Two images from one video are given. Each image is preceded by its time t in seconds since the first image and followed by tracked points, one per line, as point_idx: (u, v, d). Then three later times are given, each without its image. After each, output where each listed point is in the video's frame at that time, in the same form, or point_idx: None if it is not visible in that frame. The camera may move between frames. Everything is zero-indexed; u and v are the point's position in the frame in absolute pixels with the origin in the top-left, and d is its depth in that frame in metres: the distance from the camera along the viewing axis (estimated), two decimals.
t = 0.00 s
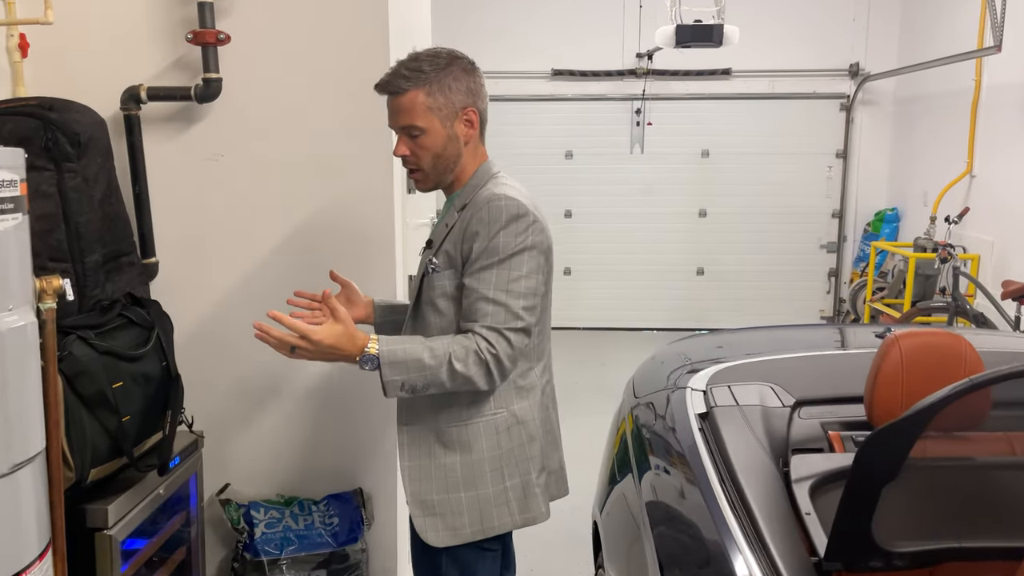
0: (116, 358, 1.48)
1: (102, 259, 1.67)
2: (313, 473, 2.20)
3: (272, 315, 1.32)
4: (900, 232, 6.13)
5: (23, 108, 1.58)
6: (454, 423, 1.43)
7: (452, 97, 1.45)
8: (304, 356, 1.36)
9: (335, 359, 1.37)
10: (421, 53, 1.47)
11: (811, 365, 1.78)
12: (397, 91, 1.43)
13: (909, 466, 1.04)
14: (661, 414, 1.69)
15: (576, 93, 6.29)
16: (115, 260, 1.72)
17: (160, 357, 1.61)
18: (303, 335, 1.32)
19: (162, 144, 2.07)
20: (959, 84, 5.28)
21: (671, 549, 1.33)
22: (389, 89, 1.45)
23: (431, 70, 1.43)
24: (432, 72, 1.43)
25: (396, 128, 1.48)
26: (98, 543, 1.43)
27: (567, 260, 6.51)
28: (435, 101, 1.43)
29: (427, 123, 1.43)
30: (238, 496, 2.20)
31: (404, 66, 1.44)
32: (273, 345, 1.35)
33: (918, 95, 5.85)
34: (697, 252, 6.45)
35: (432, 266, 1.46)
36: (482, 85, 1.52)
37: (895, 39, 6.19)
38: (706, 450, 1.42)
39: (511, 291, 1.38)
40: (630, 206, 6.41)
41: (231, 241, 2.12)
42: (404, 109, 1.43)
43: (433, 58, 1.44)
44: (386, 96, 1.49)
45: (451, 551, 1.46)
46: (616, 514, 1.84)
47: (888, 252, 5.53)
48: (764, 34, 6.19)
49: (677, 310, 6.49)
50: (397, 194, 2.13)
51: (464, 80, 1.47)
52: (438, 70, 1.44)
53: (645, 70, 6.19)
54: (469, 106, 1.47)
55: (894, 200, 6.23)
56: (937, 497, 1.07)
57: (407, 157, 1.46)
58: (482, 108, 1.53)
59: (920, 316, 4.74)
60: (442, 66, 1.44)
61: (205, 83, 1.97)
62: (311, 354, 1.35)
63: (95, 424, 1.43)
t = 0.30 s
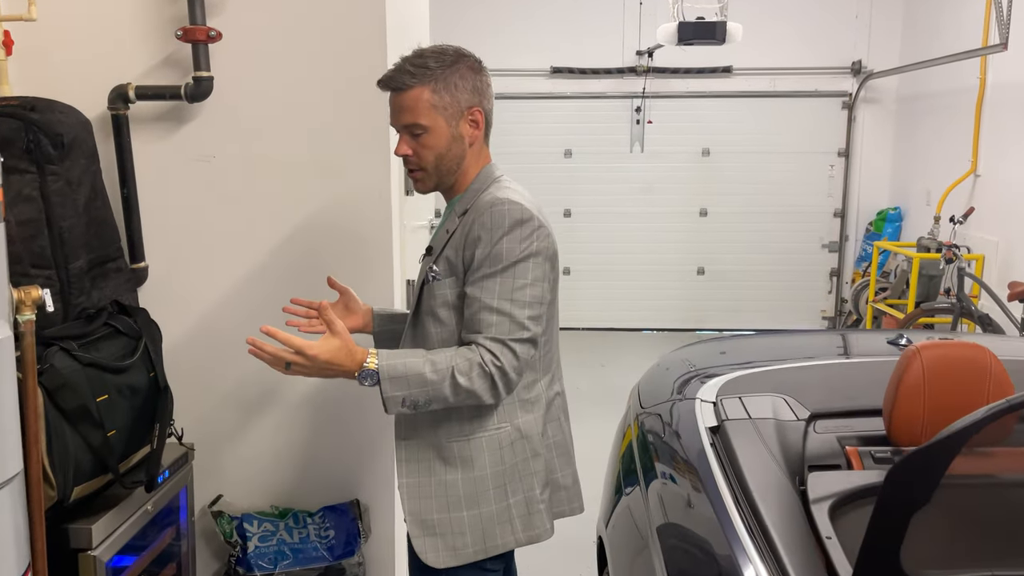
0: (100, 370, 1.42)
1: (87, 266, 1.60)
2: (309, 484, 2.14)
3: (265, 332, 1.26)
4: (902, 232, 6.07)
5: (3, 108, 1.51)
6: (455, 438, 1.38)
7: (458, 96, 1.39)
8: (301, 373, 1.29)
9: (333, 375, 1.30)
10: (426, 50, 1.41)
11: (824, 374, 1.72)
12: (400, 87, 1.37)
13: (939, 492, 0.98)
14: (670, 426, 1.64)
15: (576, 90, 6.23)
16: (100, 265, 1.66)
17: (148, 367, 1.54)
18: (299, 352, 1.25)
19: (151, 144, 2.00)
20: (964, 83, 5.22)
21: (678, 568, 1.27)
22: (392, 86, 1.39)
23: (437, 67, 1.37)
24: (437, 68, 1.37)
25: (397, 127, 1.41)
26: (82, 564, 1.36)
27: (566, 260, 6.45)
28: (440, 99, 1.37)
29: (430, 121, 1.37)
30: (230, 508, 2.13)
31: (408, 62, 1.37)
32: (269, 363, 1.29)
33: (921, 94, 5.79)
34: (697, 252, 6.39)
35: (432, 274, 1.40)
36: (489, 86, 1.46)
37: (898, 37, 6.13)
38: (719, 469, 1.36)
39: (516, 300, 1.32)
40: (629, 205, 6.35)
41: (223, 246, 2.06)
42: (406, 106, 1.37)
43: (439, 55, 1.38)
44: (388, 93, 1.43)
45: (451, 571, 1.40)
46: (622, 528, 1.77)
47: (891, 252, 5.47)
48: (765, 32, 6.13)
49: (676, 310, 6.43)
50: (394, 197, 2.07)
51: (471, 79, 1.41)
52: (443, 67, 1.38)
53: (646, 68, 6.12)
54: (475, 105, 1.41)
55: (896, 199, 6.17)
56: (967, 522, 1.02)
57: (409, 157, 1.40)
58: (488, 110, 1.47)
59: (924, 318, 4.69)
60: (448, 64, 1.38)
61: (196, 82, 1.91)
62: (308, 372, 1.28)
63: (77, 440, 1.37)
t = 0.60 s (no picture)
0: (84, 379, 1.36)
1: (72, 270, 1.55)
2: (304, 493, 2.09)
3: (250, 340, 1.21)
4: (905, 231, 6.02)
5: None
6: (451, 452, 1.32)
7: (466, 92, 1.33)
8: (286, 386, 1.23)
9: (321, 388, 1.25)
10: (436, 42, 1.35)
11: (835, 381, 1.66)
12: (406, 78, 1.31)
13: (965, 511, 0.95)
14: (677, 437, 1.58)
15: (576, 88, 6.16)
16: (85, 270, 1.60)
17: (135, 376, 1.48)
18: (287, 361, 1.19)
19: (140, 144, 1.94)
20: (968, 80, 5.17)
21: None
22: (397, 77, 1.32)
23: (447, 61, 1.31)
24: (446, 62, 1.31)
25: (399, 120, 1.35)
26: None
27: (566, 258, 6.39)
28: (447, 94, 1.31)
29: (436, 116, 1.31)
30: (223, 518, 2.08)
31: (415, 53, 1.31)
32: (253, 374, 1.23)
33: (925, 91, 5.73)
34: (699, 251, 6.34)
35: (428, 280, 1.34)
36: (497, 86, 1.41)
37: (901, 34, 6.07)
38: (731, 485, 1.30)
39: (514, 309, 1.26)
40: (629, 204, 6.30)
41: (215, 248, 2.00)
42: (411, 99, 1.31)
43: (448, 48, 1.32)
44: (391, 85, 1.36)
45: None
46: (627, 541, 1.72)
47: (894, 251, 5.42)
48: (767, 28, 6.07)
49: (677, 309, 6.38)
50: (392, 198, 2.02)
51: (480, 76, 1.35)
52: (453, 61, 1.32)
53: (646, 65, 6.06)
54: (483, 103, 1.35)
55: (899, 198, 6.12)
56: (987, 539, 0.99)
57: (410, 152, 1.33)
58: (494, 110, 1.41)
59: (928, 317, 4.64)
60: (458, 58, 1.33)
61: (186, 79, 1.85)
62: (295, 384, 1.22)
63: (61, 454, 1.31)
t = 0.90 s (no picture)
0: (72, 389, 1.31)
1: (60, 274, 1.50)
2: (301, 500, 2.04)
3: (264, 291, 1.19)
4: (909, 229, 5.97)
5: None
6: (450, 465, 1.28)
7: (484, 89, 1.29)
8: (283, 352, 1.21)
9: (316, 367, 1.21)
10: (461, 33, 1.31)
11: (846, 386, 1.62)
12: (426, 63, 1.26)
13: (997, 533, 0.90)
14: (684, 445, 1.54)
15: (576, 85, 6.11)
16: (75, 274, 1.55)
17: (126, 384, 1.43)
18: (290, 326, 1.17)
19: (132, 143, 1.89)
20: (973, 77, 5.12)
21: None
22: (417, 58, 1.27)
23: (471, 53, 1.27)
24: (469, 54, 1.27)
25: (410, 104, 1.29)
26: None
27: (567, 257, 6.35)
28: (466, 86, 1.27)
29: (451, 106, 1.26)
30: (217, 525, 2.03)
31: (439, 38, 1.27)
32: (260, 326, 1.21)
33: (929, 88, 5.68)
34: (701, 249, 6.29)
35: (427, 286, 1.29)
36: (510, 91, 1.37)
37: (904, 30, 6.02)
38: (743, 500, 1.25)
39: (515, 318, 1.21)
40: (630, 202, 6.25)
41: (210, 250, 1.95)
42: (427, 85, 1.26)
43: (472, 42, 1.28)
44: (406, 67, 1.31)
45: None
46: (632, 550, 1.68)
47: (897, 249, 5.38)
48: (769, 24, 6.01)
49: (679, 308, 6.34)
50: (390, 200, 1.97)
51: (499, 75, 1.31)
52: (476, 54, 1.28)
53: (648, 62, 6.01)
54: (497, 104, 1.32)
55: (902, 196, 6.07)
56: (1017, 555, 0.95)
57: (417, 139, 1.27)
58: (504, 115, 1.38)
59: (933, 317, 4.59)
60: (481, 53, 1.29)
61: (179, 77, 1.80)
62: (291, 354, 1.20)
63: (47, 467, 1.26)
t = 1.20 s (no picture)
0: (59, 395, 1.27)
1: (50, 276, 1.46)
2: (298, 506, 2.00)
3: (244, 356, 1.12)
4: (911, 227, 5.92)
5: None
6: (456, 478, 1.24)
7: (491, 88, 1.25)
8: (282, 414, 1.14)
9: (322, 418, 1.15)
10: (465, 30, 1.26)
11: (854, 390, 1.58)
12: (434, 62, 1.21)
13: None
14: (690, 453, 1.50)
15: (577, 81, 6.07)
16: (66, 276, 1.52)
17: (117, 390, 1.40)
18: (283, 385, 1.09)
19: (125, 141, 1.85)
20: (977, 75, 5.08)
21: None
22: (423, 58, 1.22)
23: (479, 51, 1.23)
24: (476, 52, 1.23)
25: (416, 106, 1.25)
26: None
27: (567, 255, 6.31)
28: (475, 85, 1.23)
29: (460, 107, 1.22)
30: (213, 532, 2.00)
31: (446, 36, 1.22)
32: (247, 394, 1.14)
33: (932, 86, 5.64)
34: (702, 247, 6.25)
35: (432, 294, 1.25)
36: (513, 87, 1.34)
37: (908, 27, 5.97)
38: (753, 511, 1.21)
39: (527, 325, 1.18)
40: (631, 199, 6.21)
41: (204, 251, 1.91)
42: (434, 86, 1.22)
43: (478, 38, 1.24)
44: (409, 66, 1.26)
45: None
46: (636, 557, 1.64)
47: (900, 247, 5.34)
48: (772, 21, 5.97)
49: (679, 306, 6.30)
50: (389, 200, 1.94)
51: (504, 72, 1.28)
52: (484, 52, 1.24)
53: (649, 59, 5.96)
54: (504, 103, 1.28)
55: (905, 194, 6.02)
56: None
57: (426, 142, 1.23)
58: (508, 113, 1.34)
59: (937, 315, 4.55)
60: (487, 50, 1.24)
61: (173, 73, 1.76)
62: (292, 414, 1.13)
63: (35, 476, 1.22)
